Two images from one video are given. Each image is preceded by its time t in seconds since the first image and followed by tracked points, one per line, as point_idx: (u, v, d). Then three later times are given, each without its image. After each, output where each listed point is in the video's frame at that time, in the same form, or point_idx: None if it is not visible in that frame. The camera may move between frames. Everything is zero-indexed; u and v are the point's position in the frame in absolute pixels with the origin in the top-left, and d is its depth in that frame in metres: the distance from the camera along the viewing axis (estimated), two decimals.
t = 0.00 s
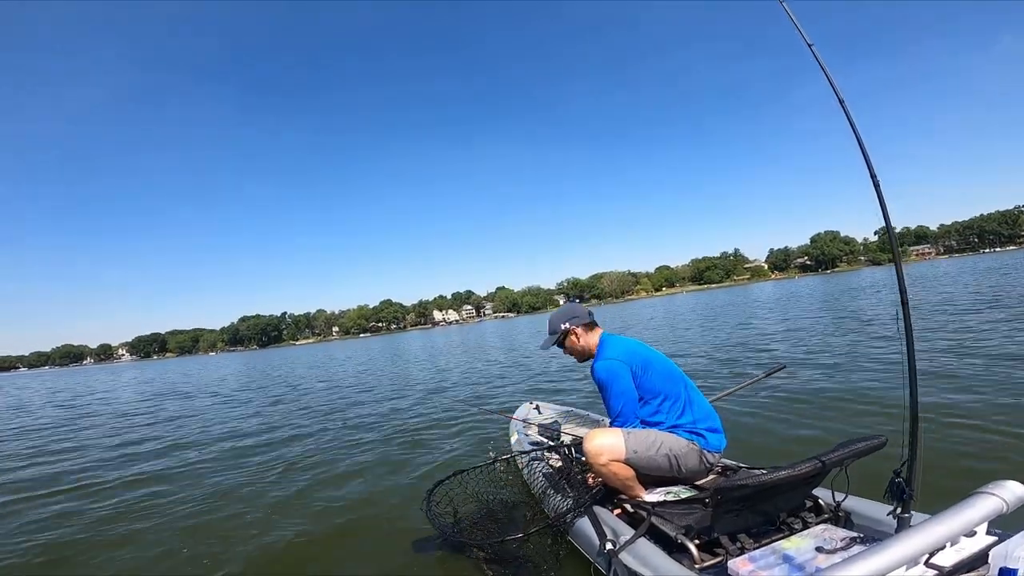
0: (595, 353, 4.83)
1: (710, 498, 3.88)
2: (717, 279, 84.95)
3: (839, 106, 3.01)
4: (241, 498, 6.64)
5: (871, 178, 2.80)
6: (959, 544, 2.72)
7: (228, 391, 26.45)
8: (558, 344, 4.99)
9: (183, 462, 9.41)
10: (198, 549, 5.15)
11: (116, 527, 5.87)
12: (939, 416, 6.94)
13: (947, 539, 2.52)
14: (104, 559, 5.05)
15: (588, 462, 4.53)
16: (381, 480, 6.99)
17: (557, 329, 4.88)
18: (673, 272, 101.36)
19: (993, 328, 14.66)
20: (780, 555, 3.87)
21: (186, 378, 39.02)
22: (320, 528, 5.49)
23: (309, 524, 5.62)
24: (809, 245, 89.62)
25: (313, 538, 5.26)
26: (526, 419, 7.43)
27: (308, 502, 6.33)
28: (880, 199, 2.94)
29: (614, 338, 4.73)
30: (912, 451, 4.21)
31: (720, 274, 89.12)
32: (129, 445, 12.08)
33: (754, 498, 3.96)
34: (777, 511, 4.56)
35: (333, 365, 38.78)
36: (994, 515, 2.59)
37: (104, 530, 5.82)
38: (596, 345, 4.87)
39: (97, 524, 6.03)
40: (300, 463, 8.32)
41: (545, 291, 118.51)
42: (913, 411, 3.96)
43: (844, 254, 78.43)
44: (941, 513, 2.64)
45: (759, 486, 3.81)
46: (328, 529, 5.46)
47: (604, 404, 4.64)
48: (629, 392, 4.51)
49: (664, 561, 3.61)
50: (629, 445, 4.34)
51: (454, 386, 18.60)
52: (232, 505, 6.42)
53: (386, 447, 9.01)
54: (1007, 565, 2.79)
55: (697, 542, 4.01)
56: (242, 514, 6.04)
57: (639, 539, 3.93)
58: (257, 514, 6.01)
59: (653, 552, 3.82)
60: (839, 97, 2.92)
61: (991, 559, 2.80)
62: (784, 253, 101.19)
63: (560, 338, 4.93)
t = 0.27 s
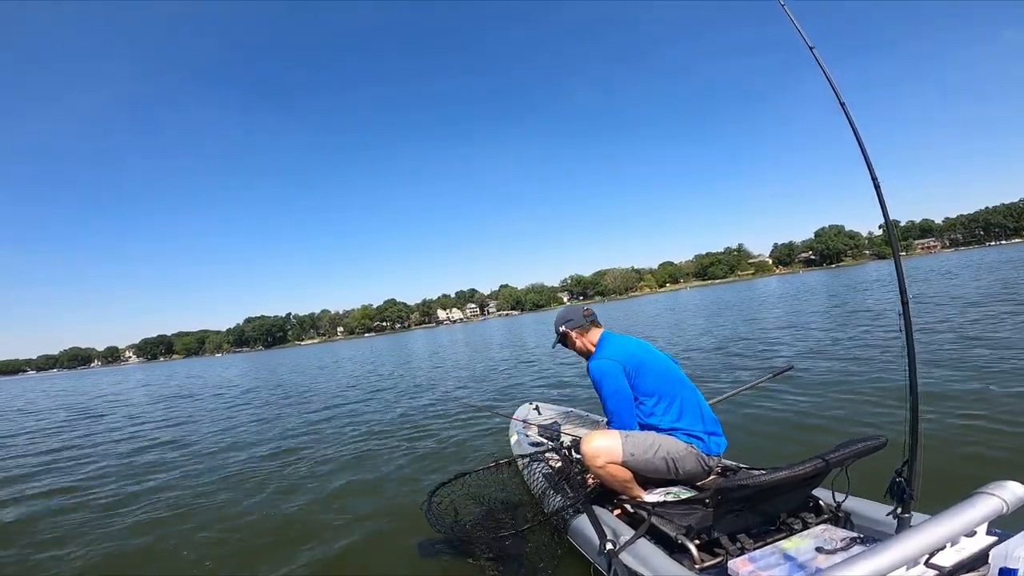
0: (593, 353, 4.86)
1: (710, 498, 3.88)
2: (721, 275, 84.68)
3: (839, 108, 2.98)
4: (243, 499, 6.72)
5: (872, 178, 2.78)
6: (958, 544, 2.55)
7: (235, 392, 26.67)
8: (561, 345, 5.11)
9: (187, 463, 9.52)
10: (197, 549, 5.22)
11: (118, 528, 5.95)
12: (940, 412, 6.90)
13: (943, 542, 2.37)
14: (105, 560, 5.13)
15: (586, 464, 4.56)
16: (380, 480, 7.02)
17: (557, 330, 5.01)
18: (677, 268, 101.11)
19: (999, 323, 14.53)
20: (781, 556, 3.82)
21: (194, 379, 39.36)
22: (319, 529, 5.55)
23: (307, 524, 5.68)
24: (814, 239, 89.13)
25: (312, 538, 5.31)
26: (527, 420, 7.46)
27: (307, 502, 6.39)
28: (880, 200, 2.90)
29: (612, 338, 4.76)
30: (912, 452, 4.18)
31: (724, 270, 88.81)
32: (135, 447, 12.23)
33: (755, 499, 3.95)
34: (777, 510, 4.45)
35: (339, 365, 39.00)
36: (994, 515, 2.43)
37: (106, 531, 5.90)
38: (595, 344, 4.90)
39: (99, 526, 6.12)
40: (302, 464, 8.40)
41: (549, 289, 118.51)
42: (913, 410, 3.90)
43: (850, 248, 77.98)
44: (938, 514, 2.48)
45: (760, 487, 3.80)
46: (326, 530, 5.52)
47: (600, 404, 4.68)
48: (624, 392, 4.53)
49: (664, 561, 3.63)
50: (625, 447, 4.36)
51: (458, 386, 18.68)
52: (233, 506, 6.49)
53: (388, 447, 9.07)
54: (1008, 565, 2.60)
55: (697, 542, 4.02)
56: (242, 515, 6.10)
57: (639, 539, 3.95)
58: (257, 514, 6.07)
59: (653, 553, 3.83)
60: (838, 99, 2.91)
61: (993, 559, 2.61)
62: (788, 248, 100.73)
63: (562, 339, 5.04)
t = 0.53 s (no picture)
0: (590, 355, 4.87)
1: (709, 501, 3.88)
2: (722, 271, 84.46)
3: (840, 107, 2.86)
4: (244, 502, 6.76)
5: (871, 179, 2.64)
6: (957, 548, 2.55)
7: (237, 393, 26.74)
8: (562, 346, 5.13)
9: (190, 465, 9.57)
10: (199, 554, 5.25)
11: (121, 533, 5.99)
12: (938, 405, 6.91)
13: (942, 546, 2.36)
14: (108, 565, 5.17)
15: (584, 468, 4.60)
16: (381, 481, 7.05)
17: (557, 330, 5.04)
18: (679, 264, 100.85)
19: (1000, 316, 14.51)
20: (780, 557, 3.84)
21: (196, 381, 39.42)
22: (320, 531, 5.58)
23: (309, 526, 5.71)
24: (815, 234, 88.86)
25: (313, 540, 5.35)
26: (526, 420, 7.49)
27: (308, 504, 6.42)
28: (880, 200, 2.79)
29: (610, 339, 4.78)
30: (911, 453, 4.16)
31: (726, 266, 88.59)
32: (138, 450, 12.28)
33: (753, 501, 3.95)
34: (776, 512, 4.46)
35: (341, 365, 39.05)
36: (993, 520, 2.43)
37: (109, 536, 5.94)
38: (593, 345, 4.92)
39: (102, 531, 6.16)
40: (303, 466, 8.44)
41: (550, 286, 118.34)
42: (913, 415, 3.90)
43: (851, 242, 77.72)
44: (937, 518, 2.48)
45: (758, 489, 3.81)
46: (327, 532, 5.55)
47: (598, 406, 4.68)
48: (622, 394, 4.54)
49: (663, 563, 3.65)
50: (623, 452, 4.39)
51: (459, 385, 18.71)
52: (235, 509, 6.53)
53: (389, 448, 9.11)
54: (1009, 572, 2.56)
55: (696, 544, 4.03)
56: (243, 518, 6.14)
57: (638, 541, 3.97)
58: (259, 518, 6.11)
59: (652, 554, 3.85)
60: (838, 99, 2.79)
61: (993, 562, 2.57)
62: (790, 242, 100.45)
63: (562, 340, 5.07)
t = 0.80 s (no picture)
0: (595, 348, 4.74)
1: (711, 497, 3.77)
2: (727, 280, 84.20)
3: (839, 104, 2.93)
4: (237, 496, 6.71)
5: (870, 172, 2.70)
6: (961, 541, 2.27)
7: (240, 390, 26.79)
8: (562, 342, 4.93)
9: (188, 459, 9.55)
10: (188, 546, 5.20)
11: (110, 524, 5.95)
12: (946, 411, 6.77)
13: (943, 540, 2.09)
14: (94, 555, 5.12)
15: (586, 465, 4.49)
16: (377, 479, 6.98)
17: (562, 323, 4.85)
18: (684, 272, 100.60)
19: (1011, 327, 14.28)
20: (783, 553, 3.75)
21: (201, 377, 39.53)
22: (312, 527, 5.52)
23: (301, 522, 5.65)
24: (822, 244, 88.46)
25: (305, 535, 5.29)
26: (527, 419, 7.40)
27: (301, 500, 6.36)
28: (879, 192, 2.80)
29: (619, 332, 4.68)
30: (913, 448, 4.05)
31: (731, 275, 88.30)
32: (139, 443, 12.30)
33: (756, 496, 3.83)
34: (779, 508, 4.26)
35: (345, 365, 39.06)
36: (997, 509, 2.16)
37: (99, 527, 5.91)
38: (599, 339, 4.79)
39: (91, 521, 6.12)
40: (300, 462, 8.39)
41: (555, 291, 118.19)
42: (919, 411, 3.76)
43: (858, 254, 77.34)
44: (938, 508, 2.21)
45: (761, 484, 3.68)
46: (319, 528, 5.49)
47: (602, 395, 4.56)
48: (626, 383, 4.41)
49: (668, 561, 3.55)
50: (626, 449, 4.25)
51: (462, 386, 18.65)
52: (227, 503, 6.49)
53: (389, 446, 9.05)
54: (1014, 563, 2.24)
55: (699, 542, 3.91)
56: (235, 512, 6.09)
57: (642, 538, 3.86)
58: (250, 512, 6.05)
59: (656, 552, 3.74)
60: (837, 94, 2.85)
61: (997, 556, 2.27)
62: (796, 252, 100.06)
63: (564, 334, 4.88)
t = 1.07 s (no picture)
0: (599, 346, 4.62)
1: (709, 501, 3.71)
2: (729, 283, 84.00)
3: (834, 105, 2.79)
4: (233, 495, 6.69)
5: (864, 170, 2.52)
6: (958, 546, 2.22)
7: (240, 387, 26.81)
8: (564, 340, 4.80)
9: (186, 456, 9.55)
10: (182, 544, 5.18)
11: (105, 522, 5.93)
12: (947, 414, 6.71)
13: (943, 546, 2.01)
14: (87, 553, 5.10)
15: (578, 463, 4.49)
16: (373, 478, 6.95)
17: (567, 318, 4.75)
18: (685, 274, 100.34)
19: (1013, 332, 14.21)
20: (780, 556, 3.68)
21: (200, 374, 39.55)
22: (307, 525, 5.49)
23: (297, 520, 5.63)
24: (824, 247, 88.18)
25: (300, 534, 5.28)
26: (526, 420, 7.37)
27: (296, 499, 6.34)
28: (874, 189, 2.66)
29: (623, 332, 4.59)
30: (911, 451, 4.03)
31: (733, 277, 88.06)
32: (137, 440, 12.30)
33: (754, 500, 3.76)
34: (777, 511, 4.20)
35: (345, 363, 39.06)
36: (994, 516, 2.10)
37: (92, 525, 5.87)
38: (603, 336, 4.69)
39: (87, 519, 6.10)
40: (298, 460, 8.37)
41: (556, 292, 118.04)
42: (917, 413, 3.72)
43: (861, 258, 77.05)
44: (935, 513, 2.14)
45: (759, 488, 3.62)
46: (315, 526, 5.47)
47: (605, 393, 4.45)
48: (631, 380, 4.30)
49: (666, 565, 3.49)
50: (616, 447, 4.26)
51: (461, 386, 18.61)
52: (223, 501, 6.47)
53: (387, 445, 9.03)
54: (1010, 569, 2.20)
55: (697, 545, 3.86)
56: (229, 511, 6.06)
57: (640, 541, 3.80)
58: (245, 510, 6.03)
59: (654, 555, 3.68)
60: (833, 96, 2.71)
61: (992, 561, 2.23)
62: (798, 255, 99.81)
63: (568, 330, 4.77)
